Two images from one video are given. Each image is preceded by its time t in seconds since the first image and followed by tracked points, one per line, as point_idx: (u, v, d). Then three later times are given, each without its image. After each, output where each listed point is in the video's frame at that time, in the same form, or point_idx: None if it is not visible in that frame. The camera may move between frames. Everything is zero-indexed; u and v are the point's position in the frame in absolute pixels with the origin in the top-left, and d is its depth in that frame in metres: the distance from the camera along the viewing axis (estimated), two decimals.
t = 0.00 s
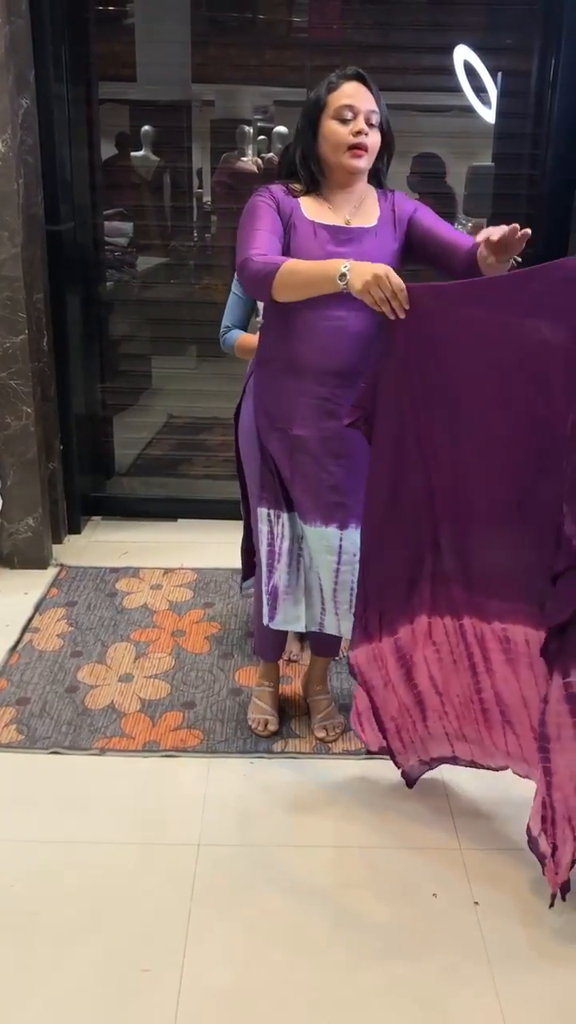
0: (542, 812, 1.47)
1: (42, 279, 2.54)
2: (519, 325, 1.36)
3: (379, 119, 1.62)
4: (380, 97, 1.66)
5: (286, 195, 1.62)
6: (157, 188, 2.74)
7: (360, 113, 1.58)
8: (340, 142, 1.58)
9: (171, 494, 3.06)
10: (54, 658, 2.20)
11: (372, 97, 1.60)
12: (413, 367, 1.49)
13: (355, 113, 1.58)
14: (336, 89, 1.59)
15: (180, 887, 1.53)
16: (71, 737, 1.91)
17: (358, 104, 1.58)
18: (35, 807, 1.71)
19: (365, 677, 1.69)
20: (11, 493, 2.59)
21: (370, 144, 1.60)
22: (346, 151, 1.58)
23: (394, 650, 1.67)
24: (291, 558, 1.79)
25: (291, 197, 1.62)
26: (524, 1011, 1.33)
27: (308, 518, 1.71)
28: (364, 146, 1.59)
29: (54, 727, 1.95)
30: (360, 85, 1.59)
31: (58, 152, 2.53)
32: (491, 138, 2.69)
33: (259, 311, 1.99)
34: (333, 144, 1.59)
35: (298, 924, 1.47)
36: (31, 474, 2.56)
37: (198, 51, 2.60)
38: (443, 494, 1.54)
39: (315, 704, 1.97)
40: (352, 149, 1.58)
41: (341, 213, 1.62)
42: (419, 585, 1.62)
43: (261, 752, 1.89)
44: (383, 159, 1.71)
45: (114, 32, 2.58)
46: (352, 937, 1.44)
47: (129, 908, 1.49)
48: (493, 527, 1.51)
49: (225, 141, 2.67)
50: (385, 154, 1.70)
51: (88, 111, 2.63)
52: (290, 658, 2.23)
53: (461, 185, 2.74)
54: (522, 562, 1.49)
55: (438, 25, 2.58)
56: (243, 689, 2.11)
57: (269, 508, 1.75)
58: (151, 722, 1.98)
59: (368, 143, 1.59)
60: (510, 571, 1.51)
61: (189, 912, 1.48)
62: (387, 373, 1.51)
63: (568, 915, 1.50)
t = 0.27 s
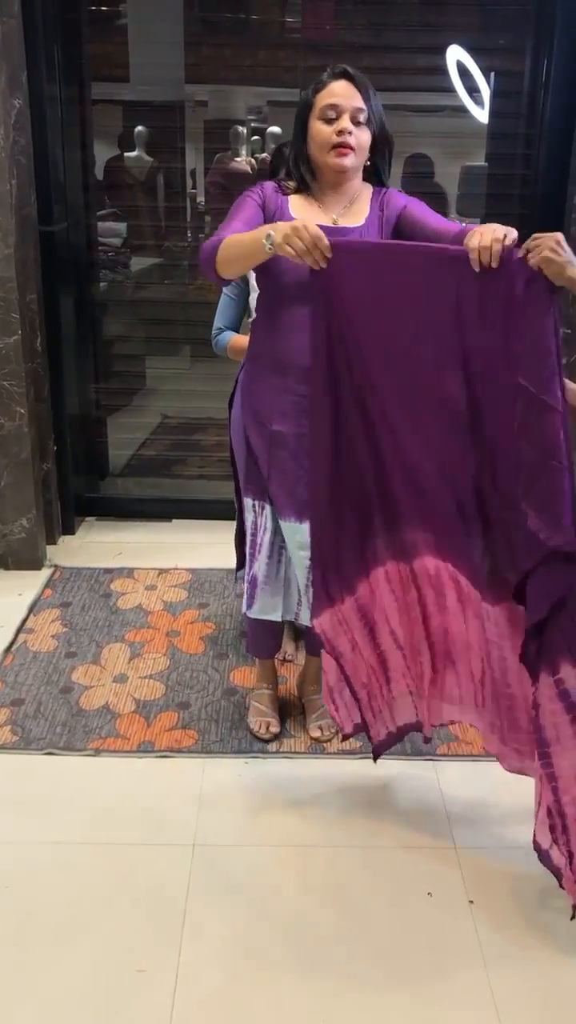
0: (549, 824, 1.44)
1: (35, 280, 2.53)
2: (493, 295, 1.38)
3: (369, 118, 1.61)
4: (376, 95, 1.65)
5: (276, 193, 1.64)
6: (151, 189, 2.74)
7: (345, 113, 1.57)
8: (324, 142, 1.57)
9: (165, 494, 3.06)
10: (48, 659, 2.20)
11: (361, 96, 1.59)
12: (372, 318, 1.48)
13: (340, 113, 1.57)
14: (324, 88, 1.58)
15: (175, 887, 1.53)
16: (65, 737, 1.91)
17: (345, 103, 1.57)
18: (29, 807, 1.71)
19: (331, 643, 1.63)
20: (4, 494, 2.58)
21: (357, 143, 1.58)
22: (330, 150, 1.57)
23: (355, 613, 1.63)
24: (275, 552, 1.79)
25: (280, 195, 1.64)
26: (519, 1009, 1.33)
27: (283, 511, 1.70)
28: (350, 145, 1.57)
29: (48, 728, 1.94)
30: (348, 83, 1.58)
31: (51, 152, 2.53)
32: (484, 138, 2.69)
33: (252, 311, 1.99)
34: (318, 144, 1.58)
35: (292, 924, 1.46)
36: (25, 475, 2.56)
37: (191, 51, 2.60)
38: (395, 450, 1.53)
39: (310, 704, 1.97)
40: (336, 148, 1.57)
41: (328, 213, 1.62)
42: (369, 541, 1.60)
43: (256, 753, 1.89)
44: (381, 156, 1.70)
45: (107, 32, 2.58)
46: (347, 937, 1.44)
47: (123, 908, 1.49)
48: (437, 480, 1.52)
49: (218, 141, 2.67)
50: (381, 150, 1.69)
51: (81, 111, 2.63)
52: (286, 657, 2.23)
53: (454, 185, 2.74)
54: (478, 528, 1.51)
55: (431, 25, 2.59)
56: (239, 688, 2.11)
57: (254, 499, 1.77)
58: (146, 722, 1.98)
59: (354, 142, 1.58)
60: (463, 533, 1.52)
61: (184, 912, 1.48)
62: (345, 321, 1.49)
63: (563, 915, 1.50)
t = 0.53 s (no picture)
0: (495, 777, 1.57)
1: (29, 280, 2.53)
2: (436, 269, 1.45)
3: (351, 115, 1.61)
4: (360, 93, 1.65)
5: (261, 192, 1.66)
6: (145, 189, 2.73)
7: (323, 109, 1.57)
8: (303, 139, 1.58)
9: (160, 495, 3.05)
10: (42, 660, 2.19)
11: (341, 93, 1.59)
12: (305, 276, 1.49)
13: (319, 110, 1.58)
14: (304, 86, 1.59)
15: (170, 888, 1.53)
16: (59, 738, 1.91)
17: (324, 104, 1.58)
18: (24, 808, 1.71)
19: (263, 617, 1.65)
20: None
21: (336, 139, 1.59)
22: (308, 147, 1.58)
23: (280, 582, 1.66)
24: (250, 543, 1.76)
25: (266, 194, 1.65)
26: (514, 1008, 1.33)
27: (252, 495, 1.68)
28: (328, 141, 1.57)
29: (43, 729, 1.94)
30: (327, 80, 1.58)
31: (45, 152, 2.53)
32: (478, 139, 2.69)
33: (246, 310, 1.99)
34: (298, 142, 1.60)
35: (287, 925, 1.46)
36: (20, 476, 2.56)
37: (185, 51, 2.60)
38: (323, 412, 1.57)
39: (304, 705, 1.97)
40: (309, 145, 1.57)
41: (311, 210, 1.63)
42: (291, 504, 1.64)
43: (251, 753, 1.89)
44: (367, 152, 1.68)
45: (101, 32, 2.58)
46: (343, 937, 1.44)
47: (119, 909, 1.49)
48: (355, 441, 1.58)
49: (213, 141, 2.67)
50: (366, 146, 1.68)
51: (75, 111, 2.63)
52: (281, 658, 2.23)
53: (448, 184, 2.75)
54: (395, 482, 1.59)
55: (425, 26, 2.59)
56: (234, 689, 2.11)
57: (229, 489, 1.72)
58: (141, 723, 1.97)
59: (333, 138, 1.58)
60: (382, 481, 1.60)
61: (180, 913, 1.48)
62: (270, 285, 1.50)
63: (558, 914, 1.50)
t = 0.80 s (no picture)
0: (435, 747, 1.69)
1: (27, 280, 2.53)
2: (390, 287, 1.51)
3: (329, 114, 1.61)
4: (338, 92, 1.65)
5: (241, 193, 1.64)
6: (142, 189, 2.73)
7: (301, 109, 1.58)
8: (281, 138, 1.58)
9: (157, 495, 3.05)
10: (40, 660, 2.19)
11: (319, 92, 1.59)
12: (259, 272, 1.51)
13: (297, 109, 1.58)
14: (281, 87, 1.59)
15: (167, 888, 1.53)
16: (57, 738, 1.91)
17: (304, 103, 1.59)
18: (21, 809, 1.71)
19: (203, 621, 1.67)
20: None
21: (315, 137, 1.59)
22: (287, 146, 1.58)
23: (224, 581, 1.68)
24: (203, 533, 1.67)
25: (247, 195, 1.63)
26: (512, 1008, 1.33)
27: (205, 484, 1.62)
28: (307, 139, 1.57)
29: (40, 730, 1.94)
30: (304, 80, 1.58)
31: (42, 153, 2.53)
32: (475, 139, 2.70)
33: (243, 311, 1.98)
34: (277, 141, 1.60)
35: (284, 925, 1.46)
36: (17, 476, 2.55)
37: (182, 51, 2.60)
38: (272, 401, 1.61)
39: (302, 705, 1.97)
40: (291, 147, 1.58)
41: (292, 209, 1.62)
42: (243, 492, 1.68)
43: (249, 753, 1.89)
44: (346, 149, 1.67)
45: (98, 32, 2.57)
46: (340, 936, 1.45)
47: (117, 910, 1.49)
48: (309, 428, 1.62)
49: (210, 141, 2.67)
50: (345, 144, 1.67)
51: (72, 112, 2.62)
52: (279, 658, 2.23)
53: (446, 185, 2.75)
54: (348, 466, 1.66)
55: (423, 27, 2.59)
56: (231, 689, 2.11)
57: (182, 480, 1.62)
58: (139, 723, 1.97)
59: (312, 136, 1.58)
60: (319, 472, 1.66)
61: (177, 913, 1.48)
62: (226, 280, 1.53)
63: (555, 913, 1.50)
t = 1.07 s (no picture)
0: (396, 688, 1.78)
1: (26, 280, 2.53)
2: (373, 279, 1.60)
3: (308, 114, 1.63)
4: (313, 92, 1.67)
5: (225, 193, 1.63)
6: (141, 189, 2.73)
7: (281, 111, 1.59)
8: (263, 141, 1.61)
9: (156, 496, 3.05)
10: (38, 661, 2.19)
11: (297, 94, 1.61)
12: (239, 256, 1.56)
13: (276, 111, 1.60)
14: (258, 88, 1.61)
15: (165, 888, 1.53)
16: (55, 738, 1.91)
17: (285, 103, 1.61)
18: (19, 809, 1.71)
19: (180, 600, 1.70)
20: None
21: (296, 139, 1.61)
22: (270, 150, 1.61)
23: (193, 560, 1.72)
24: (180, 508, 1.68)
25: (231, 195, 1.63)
26: (510, 1007, 1.34)
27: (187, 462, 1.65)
28: (289, 142, 1.60)
29: (39, 730, 1.94)
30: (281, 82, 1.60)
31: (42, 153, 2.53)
32: (474, 140, 2.70)
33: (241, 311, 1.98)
34: (259, 144, 1.62)
35: (282, 926, 1.46)
36: (16, 476, 2.55)
37: (181, 51, 2.60)
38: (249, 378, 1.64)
39: (299, 705, 1.97)
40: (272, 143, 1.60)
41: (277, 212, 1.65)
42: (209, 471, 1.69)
43: (248, 753, 1.89)
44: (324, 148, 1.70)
45: (98, 32, 2.58)
46: (339, 937, 1.45)
47: (115, 910, 1.49)
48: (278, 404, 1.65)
49: (209, 141, 2.67)
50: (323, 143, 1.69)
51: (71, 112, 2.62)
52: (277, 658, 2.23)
53: (445, 185, 2.74)
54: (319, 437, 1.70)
55: (422, 28, 2.59)
56: (230, 690, 2.11)
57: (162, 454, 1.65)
58: (137, 723, 1.97)
59: (293, 138, 1.60)
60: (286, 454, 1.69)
61: (176, 913, 1.48)
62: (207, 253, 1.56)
63: (553, 913, 1.50)
